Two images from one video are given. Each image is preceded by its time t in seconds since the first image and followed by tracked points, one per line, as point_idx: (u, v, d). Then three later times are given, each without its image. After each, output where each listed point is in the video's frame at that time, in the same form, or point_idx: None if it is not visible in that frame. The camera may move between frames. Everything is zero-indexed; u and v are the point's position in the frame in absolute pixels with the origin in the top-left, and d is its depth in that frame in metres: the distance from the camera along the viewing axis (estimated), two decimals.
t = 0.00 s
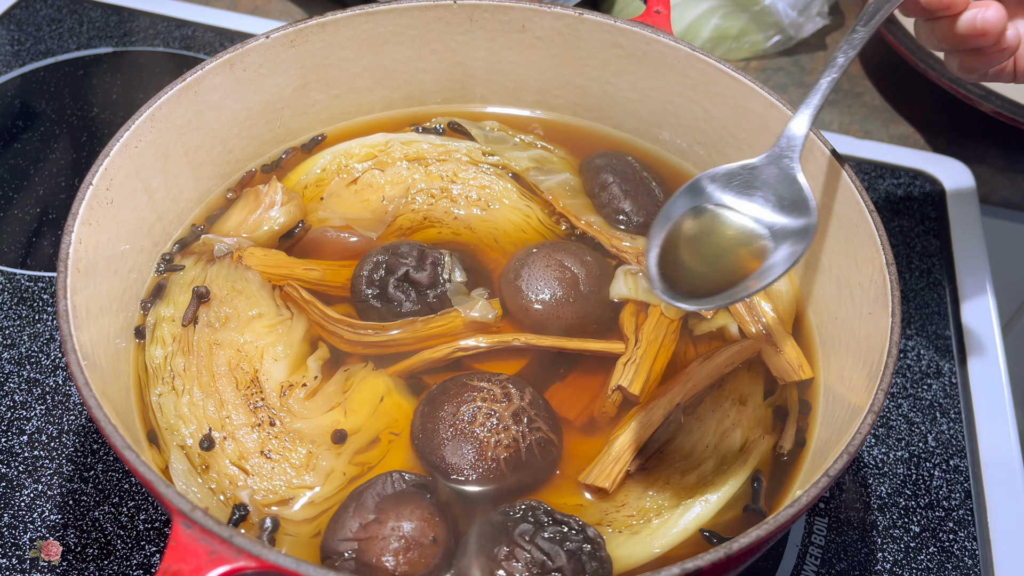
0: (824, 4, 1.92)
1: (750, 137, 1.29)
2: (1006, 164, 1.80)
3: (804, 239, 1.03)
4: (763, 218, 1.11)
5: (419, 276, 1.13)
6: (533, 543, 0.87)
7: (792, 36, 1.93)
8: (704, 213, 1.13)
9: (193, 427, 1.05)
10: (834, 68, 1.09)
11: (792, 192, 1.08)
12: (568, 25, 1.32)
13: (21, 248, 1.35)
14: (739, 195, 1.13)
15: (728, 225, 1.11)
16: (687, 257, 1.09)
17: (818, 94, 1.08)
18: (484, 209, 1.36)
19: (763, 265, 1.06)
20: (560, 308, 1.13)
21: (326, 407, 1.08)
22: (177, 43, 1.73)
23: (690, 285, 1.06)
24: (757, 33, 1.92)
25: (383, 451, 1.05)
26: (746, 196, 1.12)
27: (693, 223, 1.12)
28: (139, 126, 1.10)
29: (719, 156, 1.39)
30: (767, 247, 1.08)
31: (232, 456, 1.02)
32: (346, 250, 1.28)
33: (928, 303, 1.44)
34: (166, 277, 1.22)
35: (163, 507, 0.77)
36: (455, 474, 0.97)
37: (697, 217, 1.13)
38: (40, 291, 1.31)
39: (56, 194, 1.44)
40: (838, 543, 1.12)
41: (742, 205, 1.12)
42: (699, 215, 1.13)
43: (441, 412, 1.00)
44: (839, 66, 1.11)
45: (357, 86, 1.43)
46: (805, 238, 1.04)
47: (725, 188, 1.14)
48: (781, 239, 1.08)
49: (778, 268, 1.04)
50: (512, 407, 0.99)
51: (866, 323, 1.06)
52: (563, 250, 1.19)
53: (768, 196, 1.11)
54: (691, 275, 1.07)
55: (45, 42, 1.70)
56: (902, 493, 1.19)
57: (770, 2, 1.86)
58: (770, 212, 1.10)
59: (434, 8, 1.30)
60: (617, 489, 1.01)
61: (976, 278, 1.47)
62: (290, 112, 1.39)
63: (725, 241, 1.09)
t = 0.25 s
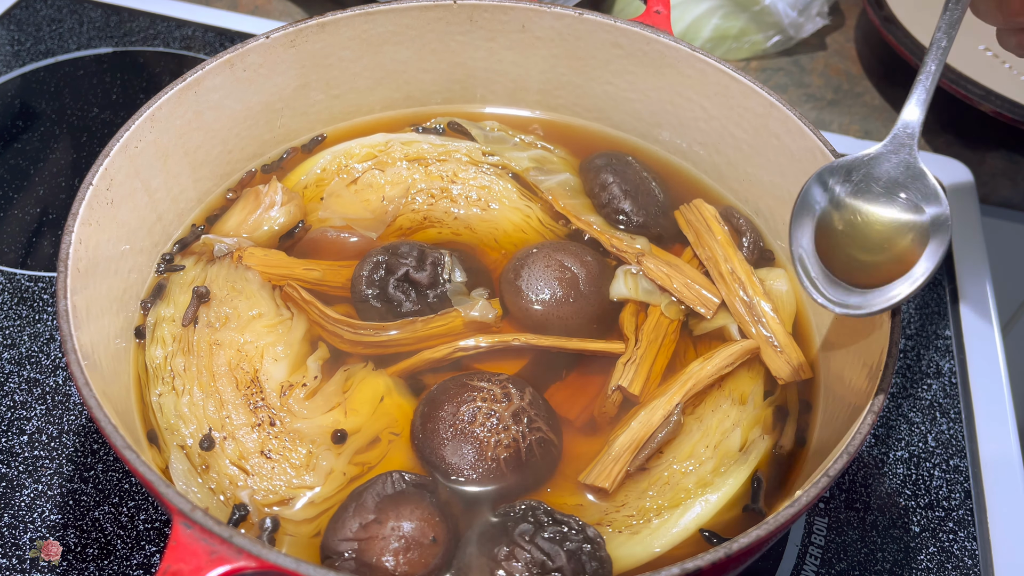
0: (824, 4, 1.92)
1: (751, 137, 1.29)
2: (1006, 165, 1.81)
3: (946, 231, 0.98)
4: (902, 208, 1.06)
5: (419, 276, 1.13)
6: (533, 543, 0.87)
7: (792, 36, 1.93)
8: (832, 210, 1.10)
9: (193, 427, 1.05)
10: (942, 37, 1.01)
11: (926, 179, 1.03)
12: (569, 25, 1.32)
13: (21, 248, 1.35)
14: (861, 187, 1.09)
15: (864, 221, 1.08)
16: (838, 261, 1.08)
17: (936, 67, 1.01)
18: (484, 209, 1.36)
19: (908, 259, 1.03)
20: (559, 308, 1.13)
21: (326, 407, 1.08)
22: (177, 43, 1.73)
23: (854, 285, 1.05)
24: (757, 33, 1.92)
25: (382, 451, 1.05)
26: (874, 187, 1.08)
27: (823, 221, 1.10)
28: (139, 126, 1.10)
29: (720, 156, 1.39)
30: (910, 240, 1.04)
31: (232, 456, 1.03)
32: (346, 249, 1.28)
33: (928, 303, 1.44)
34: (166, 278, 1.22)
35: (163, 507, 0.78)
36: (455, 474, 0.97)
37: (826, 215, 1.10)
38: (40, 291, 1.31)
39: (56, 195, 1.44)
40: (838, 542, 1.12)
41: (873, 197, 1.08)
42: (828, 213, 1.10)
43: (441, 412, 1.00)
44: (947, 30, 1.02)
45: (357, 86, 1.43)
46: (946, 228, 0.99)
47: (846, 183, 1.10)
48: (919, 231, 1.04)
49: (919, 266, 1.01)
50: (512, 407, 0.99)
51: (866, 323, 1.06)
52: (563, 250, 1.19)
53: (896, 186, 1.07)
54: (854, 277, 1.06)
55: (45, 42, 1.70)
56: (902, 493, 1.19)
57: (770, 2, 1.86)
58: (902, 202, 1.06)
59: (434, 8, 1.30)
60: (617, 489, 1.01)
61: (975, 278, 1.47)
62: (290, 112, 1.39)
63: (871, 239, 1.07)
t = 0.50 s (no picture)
0: (824, 4, 1.92)
1: (751, 137, 1.29)
2: (1006, 164, 1.81)
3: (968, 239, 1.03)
4: (923, 217, 1.11)
5: (419, 276, 1.13)
6: (533, 543, 0.87)
7: (792, 36, 1.93)
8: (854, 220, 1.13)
9: (193, 427, 1.05)
10: (969, 49, 1.08)
11: (949, 188, 1.08)
12: (568, 25, 1.32)
13: (21, 248, 1.36)
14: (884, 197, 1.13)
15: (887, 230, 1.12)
16: (859, 272, 1.11)
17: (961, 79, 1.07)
18: (484, 209, 1.36)
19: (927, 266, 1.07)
20: (559, 309, 1.13)
21: (326, 407, 1.08)
22: (177, 43, 1.73)
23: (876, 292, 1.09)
24: (757, 33, 1.92)
25: (383, 451, 1.05)
26: (897, 196, 1.13)
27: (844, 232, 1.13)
28: (139, 126, 1.10)
29: (720, 155, 1.39)
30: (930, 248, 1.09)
31: (232, 456, 1.03)
32: (345, 250, 1.28)
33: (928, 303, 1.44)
34: (166, 278, 1.22)
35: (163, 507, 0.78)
36: (455, 474, 0.97)
37: (848, 226, 1.13)
38: (40, 291, 1.31)
39: (56, 195, 1.44)
40: (838, 542, 1.12)
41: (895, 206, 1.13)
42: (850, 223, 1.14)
43: (441, 412, 1.00)
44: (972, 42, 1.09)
45: (357, 86, 1.43)
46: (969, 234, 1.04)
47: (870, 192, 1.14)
48: (938, 240, 1.08)
49: (942, 274, 1.06)
50: (512, 407, 0.99)
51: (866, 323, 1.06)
52: (563, 250, 1.19)
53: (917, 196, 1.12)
54: (873, 287, 1.09)
55: (45, 42, 1.70)
56: (902, 493, 1.19)
57: (770, 2, 1.86)
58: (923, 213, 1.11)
59: (433, 8, 1.30)
60: (617, 489, 1.01)
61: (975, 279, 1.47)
62: (290, 112, 1.39)
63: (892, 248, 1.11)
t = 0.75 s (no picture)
0: (824, 4, 1.92)
1: (751, 137, 1.29)
2: (1006, 164, 1.81)
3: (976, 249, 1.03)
4: (932, 227, 1.11)
5: (419, 276, 1.13)
6: (533, 543, 0.87)
7: (792, 36, 1.93)
8: (864, 227, 1.14)
9: (193, 427, 1.05)
10: (980, 63, 1.08)
11: (958, 199, 1.08)
12: (569, 25, 1.32)
13: (21, 248, 1.36)
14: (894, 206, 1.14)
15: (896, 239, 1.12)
16: (870, 278, 1.11)
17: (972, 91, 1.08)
18: (484, 209, 1.36)
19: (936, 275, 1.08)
20: (559, 308, 1.13)
21: (326, 407, 1.08)
22: (177, 43, 1.73)
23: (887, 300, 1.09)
24: (757, 33, 1.92)
25: (383, 450, 1.05)
26: (906, 206, 1.13)
27: (854, 239, 1.13)
28: (139, 126, 1.10)
29: (719, 155, 1.39)
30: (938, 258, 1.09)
31: (232, 456, 1.03)
32: (345, 249, 1.28)
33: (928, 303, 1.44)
34: (166, 278, 1.22)
35: (164, 507, 0.78)
36: (455, 474, 0.97)
37: (858, 233, 1.13)
38: (40, 291, 1.31)
39: (56, 195, 1.44)
40: (838, 542, 1.12)
41: (904, 215, 1.13)
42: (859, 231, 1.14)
43: (441, 412, 1.00)
44: (984, 57, 1.09)
45: (357, 86, 1.43)
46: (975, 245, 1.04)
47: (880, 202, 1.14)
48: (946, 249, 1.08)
49: (949, 284, 1.06)
50: (512, 407, 0.99)
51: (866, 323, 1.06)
52: (563, 250, 1.19)
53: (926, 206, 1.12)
54: (881, 294, 1.09)
55: (45, 42, 1.70)
56: (902, 493, 1.19)
57: (770, 2, 1.86)
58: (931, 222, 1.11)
59: (433, 8, 1.30)
60: (617, 489, 1.01)
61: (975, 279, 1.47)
62: (290, 112, 1.39)
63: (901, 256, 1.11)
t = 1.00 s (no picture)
0: (824, 4, 1.92)
1: (750, 137, 1.29)
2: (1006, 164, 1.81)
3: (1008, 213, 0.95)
4: (964, 188, 1.03)
5: (419, 276, 1.13)
6: (533, 543, 0.87)
7: (792, 36, 1.93)
8: (893, 189, 1.09)
9: (193, 427, 1.05)
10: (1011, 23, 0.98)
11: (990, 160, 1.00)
12: (569, 25, 1.32)
13: (21, 248, 1.36)
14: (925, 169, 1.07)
15: (925, 199, 1.06)
16: (900, 238, 1.04)
17: (1004, 51, 0.98)
18: (484, 209, 1.36)
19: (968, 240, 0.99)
20: (559, 309, 1.13)
21: (326, 407, 1.08)
22: (177, 43, 1.73)
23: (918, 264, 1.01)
24: (757, 33, 1.92)
25: (383, 450, 1.06)
26: (940, 166, 1.06)
27: (882, 200, 1.08)
28: (139, 126, 1.10)
29: (719, 156, 1.39)
30: (970, 223, 1.01)
31: (232, 456, 1.03)
32: (346, 249, 1.28)
33: (927, 303, 1.44)
34: (166, 278, 1.22)
35: (164, 507, 0.78)
36: (455, 474, 0.97)
37: (886, 194, 1.09)
38: (40, 291, 1.31)
39: (56, 195, 1.44)
40: (838, 542, 1.12)
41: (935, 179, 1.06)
42: (888, 192, 1.09)
43: (441, 412, 1.00)
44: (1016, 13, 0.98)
45: (357, 86, 1.43)
46: (1004, 216, 0.97)
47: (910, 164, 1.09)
48: (978, 214, 1.00)
49: (983, 245, 0.98)
50: (512, 407, 0.99)
51: (865, 323, 1.06)
52: (563, 250, 1.19)
53: (963, 168, 1.04)
54: (911, 252, 1.03)
55: (45, 42, 1.70)
56: (902, 493, 1.19)
57: (770, 2, 1.86)
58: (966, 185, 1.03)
59: (433, 8, 1.31)
60: (617, 489, 1.01)
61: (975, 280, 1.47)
62: (290, 112, 1.39)
63: (931, 220, 1.04)
